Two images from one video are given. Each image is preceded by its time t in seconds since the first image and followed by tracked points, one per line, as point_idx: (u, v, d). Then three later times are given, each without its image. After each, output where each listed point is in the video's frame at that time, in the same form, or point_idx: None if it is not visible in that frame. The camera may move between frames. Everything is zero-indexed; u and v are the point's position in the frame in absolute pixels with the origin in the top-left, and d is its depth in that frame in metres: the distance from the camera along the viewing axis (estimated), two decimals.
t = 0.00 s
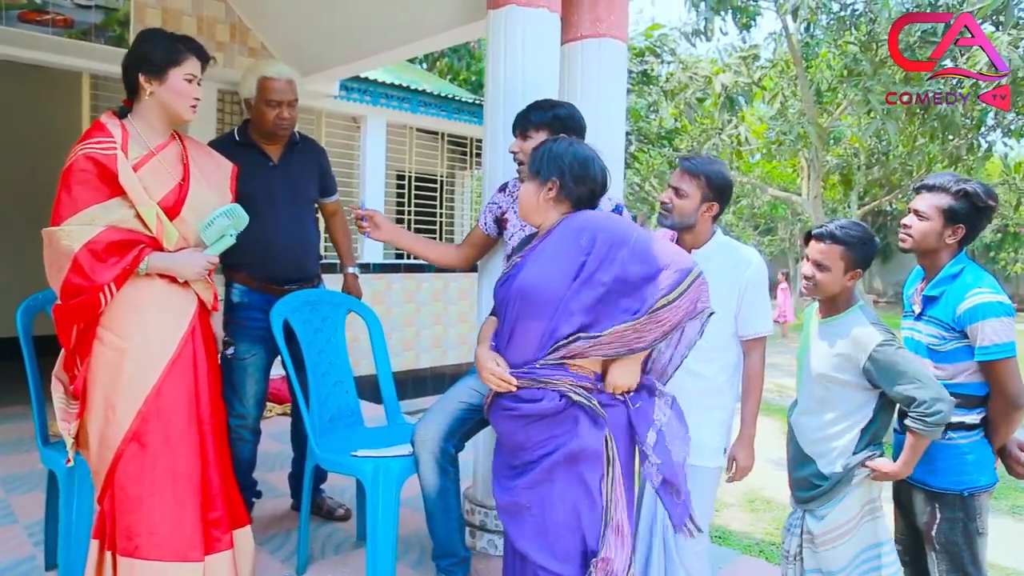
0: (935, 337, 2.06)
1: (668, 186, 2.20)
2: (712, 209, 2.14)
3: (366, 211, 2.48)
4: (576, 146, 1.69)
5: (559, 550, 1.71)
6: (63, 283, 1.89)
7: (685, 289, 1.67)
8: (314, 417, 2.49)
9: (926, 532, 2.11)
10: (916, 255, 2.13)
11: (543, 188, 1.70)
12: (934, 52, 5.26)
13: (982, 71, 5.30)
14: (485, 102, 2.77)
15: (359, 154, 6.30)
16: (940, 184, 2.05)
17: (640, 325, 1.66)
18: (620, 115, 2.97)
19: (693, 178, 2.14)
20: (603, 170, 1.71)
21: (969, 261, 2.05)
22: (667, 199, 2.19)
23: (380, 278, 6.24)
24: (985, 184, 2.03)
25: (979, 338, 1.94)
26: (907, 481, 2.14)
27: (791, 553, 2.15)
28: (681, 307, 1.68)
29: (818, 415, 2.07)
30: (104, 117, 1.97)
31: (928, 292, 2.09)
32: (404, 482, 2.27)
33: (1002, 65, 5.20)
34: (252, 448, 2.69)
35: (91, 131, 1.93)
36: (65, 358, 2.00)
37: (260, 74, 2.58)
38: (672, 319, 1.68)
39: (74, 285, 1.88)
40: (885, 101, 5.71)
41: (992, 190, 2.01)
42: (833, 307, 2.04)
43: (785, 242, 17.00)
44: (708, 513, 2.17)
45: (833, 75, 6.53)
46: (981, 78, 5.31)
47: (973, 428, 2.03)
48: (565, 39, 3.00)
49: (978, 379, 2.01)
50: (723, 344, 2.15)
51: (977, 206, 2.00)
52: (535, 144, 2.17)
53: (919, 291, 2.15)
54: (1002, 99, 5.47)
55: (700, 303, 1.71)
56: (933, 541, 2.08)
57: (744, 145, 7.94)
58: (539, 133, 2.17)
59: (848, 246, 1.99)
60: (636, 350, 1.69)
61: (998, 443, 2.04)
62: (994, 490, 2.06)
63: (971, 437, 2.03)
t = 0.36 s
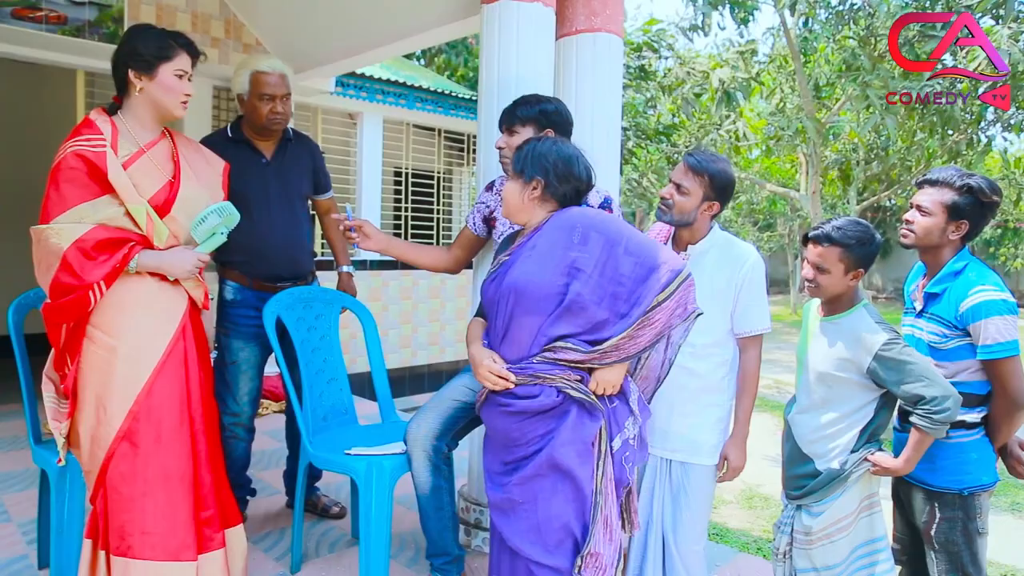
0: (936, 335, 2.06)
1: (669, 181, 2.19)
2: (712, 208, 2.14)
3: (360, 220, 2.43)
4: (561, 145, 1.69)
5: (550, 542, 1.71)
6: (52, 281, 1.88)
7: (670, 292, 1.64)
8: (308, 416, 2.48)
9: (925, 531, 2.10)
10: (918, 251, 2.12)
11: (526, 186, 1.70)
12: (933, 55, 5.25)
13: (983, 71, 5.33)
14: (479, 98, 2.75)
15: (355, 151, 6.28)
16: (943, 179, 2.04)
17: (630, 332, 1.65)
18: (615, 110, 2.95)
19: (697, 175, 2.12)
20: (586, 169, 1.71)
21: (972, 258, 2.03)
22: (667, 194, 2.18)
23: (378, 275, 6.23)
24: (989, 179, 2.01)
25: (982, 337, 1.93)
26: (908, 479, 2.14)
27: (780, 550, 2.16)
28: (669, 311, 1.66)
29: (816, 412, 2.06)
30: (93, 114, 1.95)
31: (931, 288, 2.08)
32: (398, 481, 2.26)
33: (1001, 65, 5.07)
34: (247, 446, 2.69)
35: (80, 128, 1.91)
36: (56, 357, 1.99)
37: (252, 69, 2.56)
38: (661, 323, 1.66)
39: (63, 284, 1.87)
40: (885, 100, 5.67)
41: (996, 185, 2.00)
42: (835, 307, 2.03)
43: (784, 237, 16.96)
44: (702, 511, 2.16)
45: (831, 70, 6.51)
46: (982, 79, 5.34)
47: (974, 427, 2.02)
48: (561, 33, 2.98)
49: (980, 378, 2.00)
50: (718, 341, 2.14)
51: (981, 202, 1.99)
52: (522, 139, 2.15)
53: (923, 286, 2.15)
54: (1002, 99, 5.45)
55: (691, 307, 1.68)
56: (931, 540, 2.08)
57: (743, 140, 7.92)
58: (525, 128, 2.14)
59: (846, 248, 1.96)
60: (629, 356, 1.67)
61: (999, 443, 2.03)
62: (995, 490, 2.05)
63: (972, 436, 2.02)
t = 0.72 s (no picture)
0: (937, 331, 2.03)
1: (663, 175, 2.16)
2: (707, 201, 2.12)
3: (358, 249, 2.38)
4: (536, 146, 1.69)
5: (553, 551, 1.69)
6: (37, 281, 1.85)
7: (648, 298, 1.64)
8: (301, 416, 2.46)
9: (925, 531, 2.07)
10: (919, 246, 2.09)
11: (500, 186, 1.69)
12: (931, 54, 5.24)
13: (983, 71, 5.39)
14: (473, 93, 2.72)
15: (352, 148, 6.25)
16: (945, 173, 2.01)
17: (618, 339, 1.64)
18: (611, 104, 2.92)
19: (690, 168, 2.10)
20: (562, 170, 1.71)
21: (974, 253, 2.00)
22: (661, 188, 2.14)
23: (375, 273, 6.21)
24: (992, 172, 1.98)
25: (984, 334, 1.90)
26: (907, 477, 2.12)
27: (773, 548, 2.13)
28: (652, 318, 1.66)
29: (814, 410, 2.04)
30: (79, 111, 1.92)
31: (933, 283, 2.05)
32: (391, 481, 2.24)
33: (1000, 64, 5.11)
34: (240, 447, 2.67)
35: (66, 126, 1.88)
36: (43, 357, 1.96)
37: (243, 65, 2.53)
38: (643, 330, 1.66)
39: (49, 284, 1.84)
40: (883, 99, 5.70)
41: (999, 178, 1.97)
42: (832, 303, 2.00)
43: (784, 233, 16.93)
44: (700, 511, 2.13)
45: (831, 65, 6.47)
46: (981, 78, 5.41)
47: (974, 425, 2.00)
48: (555, 27, 2.95)
49: (981, 375, 1.98)
50: (715, 337, 2.10)
51: (984, 195, 1.96)
52: (509, 134, 2.11)
53: (924, 281, 2.12)
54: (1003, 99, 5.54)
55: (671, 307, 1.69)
56: (932, 540, 2.05)
57: (742, 135, 7.88)
58: (511, 123, 2.11)
59: (846, 246, 1.93)
60: (621, 368, 1.66)
61: (1000, 441, 2.00)
62: (996, 488, 2.03)
63: (973, 434, 2.00)
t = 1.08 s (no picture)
0: (964, 340, 1.96)
1: (673, 174, 2.11)
2: (719, 199, 2.06)
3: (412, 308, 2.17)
4: (558, 142, 1.62)
5: (551, 560, 1.61)
6: (45, 282, 1.82)
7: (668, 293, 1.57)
8: (309, 419, 2.43)
9: (950, 545, 2.01)
10: (947, 253, 2.02)
11: (519, 182, 1.62)
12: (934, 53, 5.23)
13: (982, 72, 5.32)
14: (485, 92, 2.68)
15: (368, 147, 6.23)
16: (975, 177, 1.93)
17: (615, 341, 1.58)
18: (626, 104, 2.87)
19: (700, 166, 2.05)
20: (582, 169, 1.65)
21: (1003, 260, 1.94)
22: (672, 188, 2.10)
23: (390, 273, 6.19)
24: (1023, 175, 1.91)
25: (1013, 344, 1.84)
26: (931, 489, 2.05)
27: (788, 563, 2.10)
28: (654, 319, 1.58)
29: (825, 422, 1.98)
30: (89, 109, 1.88)
31: (959, 291, 1.98)
32: (399, 488, 2.21)
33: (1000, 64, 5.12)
34: (249, 449, 2.65)
35: (77, 123, 1.84)
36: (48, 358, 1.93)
37: (256, 64, 2.52)
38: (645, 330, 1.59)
39: (58, 286, 1.81)
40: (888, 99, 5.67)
41: None
42: (856, 311, 1.94)
43: (804, 234, 16.75)
44: (717, 523, 2.08)
45: (852, 64, 6.37)
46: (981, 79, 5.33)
47: (1002, 436, 1.93)
48: (569, 26, 2.90)
49: (1010, 386, 1.91)
50: (730, 342, 2.05)
51: (1015, 200, 1.89)
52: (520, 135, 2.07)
53: (950, 288, 2.05)
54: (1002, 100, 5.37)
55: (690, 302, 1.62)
56: (957, 555, 1.98)
57: (761, 136, 7.79)
58: (523, 123, 2.06)
59: (868, 252, 1.87)
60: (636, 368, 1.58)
61: None
62: None
63: (1001, 446, 1.93)
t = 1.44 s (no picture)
0: (998, 359, 1.91)
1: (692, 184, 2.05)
2: (740, 207, 2.01)
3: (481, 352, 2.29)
4: (580, 146, 1.54)
5: None
6: (67, 289, 1.77)
7: (626, 347, 1.41)
8: (323, 429, 2.40)
9: (982, 568, 1.98)
10: (979, 268, 1.97)
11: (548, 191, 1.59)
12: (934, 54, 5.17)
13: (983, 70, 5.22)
14: (506, 100, 2.64)
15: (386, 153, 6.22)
16: (1011, 191, 1.88)
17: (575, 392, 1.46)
18: (649, 113, 2.83)
19: (719, 174, 2.00)
20: (607, 169, 1.52)
21: None
22: (691, 199, 2.04)
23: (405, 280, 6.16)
24: None
25: None
26: (962, 512, 2.02)
27: None
28: (620, 375, 1.43)
29: (857, 446, 1.90)
30: (108, 113, 1.85)
31: (993, 308, 1.93)
32: (415, 501, 2.16)
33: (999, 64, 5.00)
34: (262, 458, 2.62)
35: (96, 127, 1.81)
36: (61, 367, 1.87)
37: (278, 68, 2.50)
38: (623, 384, 1.44)
39: (79, 294, 1.76)
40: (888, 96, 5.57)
41: None
42: (888, 331, 1.88)
43: (821, 244, 16.57)
44: (744, 545, 2.01)
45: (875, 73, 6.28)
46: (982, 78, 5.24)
47: None
48: (592, 33, 2.86)
49: None
50: (754, 354, 1.99)
51: None
52: (539, 144, 2.01)
53: (983, 305, 2.00)
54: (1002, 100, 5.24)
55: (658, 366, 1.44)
56: None
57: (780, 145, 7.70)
58: (541, 132, 2.01)
59: (901, 270, 1.81)
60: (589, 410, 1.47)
61: None
62: None
63: None
